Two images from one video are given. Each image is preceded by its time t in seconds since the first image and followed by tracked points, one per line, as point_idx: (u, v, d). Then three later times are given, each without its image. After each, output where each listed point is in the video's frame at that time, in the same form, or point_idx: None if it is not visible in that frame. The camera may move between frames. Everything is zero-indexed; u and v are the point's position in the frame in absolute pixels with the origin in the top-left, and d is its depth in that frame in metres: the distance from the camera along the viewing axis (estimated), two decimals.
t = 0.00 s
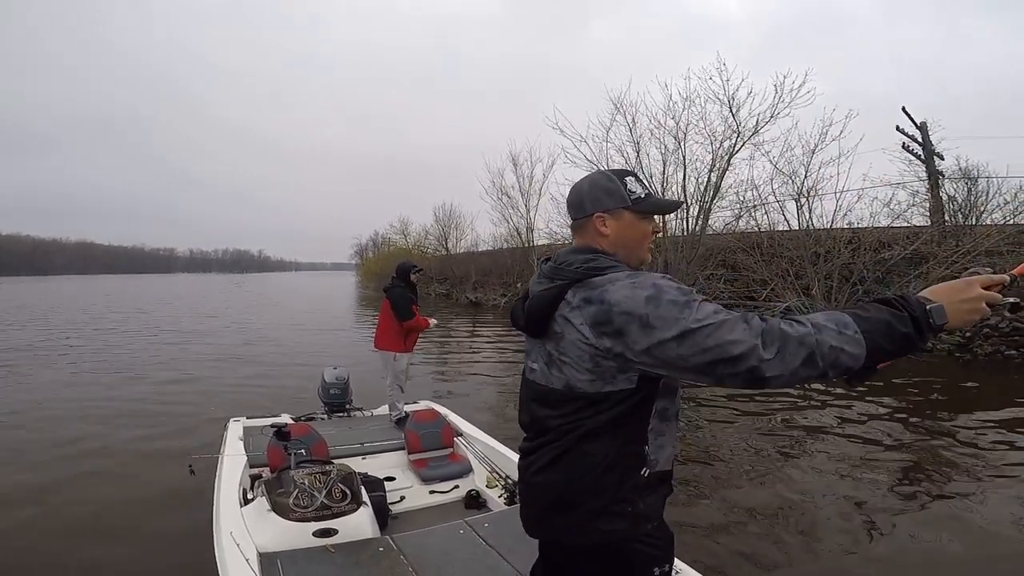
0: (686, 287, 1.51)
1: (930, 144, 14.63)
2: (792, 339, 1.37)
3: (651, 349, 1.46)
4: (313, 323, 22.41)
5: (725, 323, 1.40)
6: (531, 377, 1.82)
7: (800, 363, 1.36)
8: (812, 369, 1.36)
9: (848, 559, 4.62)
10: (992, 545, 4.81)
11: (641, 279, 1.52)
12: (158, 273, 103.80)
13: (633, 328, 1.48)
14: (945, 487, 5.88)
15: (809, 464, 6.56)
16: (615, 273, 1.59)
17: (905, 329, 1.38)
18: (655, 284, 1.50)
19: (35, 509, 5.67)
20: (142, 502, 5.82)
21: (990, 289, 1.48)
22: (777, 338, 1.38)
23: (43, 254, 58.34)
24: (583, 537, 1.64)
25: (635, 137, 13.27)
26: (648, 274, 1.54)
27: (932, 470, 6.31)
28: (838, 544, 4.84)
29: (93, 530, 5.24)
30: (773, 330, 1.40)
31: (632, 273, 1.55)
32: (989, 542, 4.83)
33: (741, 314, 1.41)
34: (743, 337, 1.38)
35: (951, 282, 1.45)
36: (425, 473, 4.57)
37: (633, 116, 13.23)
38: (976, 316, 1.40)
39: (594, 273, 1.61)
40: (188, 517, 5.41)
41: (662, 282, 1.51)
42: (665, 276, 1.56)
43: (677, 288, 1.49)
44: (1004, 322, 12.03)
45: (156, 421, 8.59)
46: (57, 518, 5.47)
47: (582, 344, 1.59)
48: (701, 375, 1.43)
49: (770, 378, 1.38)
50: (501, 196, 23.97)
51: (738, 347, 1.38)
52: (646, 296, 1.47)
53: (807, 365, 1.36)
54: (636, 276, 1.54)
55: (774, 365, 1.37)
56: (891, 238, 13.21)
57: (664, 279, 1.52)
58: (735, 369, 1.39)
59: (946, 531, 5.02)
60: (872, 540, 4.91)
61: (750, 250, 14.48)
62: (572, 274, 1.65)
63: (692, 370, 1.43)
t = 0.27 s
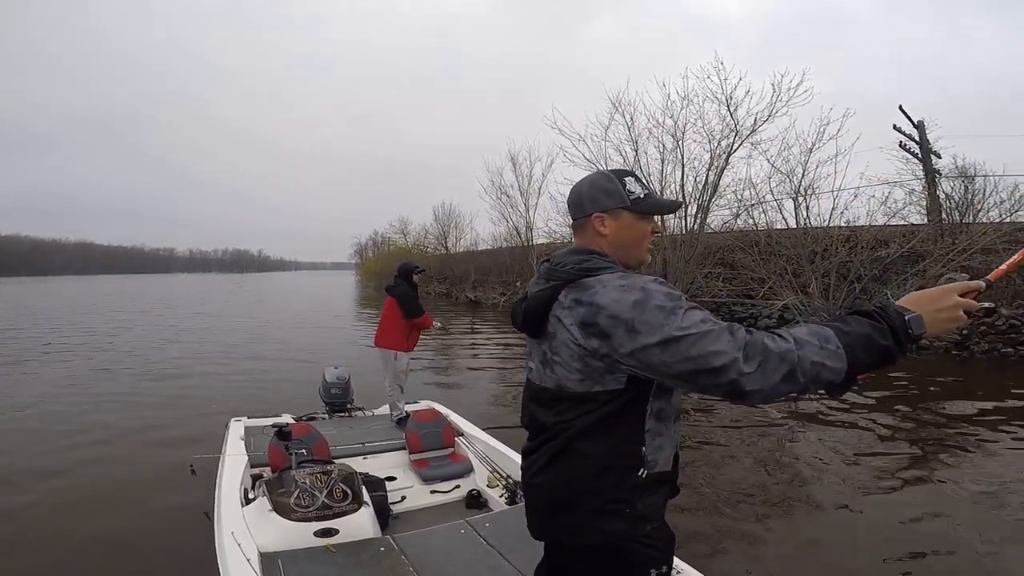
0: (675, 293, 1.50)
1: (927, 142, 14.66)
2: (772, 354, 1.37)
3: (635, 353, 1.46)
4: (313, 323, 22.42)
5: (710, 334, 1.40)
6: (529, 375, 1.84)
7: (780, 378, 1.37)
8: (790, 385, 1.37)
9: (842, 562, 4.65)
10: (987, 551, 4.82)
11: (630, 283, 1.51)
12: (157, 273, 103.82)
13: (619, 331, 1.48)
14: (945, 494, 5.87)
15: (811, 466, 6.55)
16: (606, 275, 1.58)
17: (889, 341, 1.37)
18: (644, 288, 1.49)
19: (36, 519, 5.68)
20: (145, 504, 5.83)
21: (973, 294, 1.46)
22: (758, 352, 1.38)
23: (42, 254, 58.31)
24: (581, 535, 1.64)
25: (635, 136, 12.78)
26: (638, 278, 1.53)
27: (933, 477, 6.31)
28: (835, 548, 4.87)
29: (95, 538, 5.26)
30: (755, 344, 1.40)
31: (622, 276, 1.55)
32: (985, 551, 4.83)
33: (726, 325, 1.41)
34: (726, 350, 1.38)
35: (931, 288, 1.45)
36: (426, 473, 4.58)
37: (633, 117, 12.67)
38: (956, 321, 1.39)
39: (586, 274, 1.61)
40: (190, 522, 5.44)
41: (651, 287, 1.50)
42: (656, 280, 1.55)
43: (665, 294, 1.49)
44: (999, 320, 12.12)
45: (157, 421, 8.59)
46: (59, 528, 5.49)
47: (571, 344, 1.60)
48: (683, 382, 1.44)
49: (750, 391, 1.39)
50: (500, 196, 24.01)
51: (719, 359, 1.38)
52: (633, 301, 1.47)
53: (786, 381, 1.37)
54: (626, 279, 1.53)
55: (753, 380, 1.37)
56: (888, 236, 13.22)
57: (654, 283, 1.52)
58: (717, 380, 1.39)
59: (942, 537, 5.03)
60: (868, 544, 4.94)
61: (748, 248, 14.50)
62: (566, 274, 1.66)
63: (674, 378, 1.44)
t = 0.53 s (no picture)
0: (650, 311, 1.50)
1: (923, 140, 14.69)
2: (718, 397, 1.42)
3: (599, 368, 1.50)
4: (313, 323, 22.42)
5: (669, 365, 1.43)
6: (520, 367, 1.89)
7: (722, 417, 1.43)
8: (731, 423, 1.44)
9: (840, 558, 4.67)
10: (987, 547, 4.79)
11: (606, 298, 1.52)
12: (156, 273, 103.76)
13: (588, 345, 1.53)
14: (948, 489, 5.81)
15: (810, 464, 6.55)
16: (587, 282, 1.59)
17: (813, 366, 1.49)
18: (618, 306, 1.50)
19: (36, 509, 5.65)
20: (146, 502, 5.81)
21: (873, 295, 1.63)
22: (710, 390, 1.42)
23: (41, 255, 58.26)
24: (578, 537, 1.63)
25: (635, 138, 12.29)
26: (616, 292, 1.53)
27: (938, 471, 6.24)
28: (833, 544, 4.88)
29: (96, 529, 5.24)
30: (709, 381, 1.43)
31: (601, 288, 1.55)
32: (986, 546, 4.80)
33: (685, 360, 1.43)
34: (680, 385, 1.41)
35: (839, 296, 1.58)
36: (427, 473, 4.57)
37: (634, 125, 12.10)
38: (865, 325, 1.55)
39: (572, 279, 1.64)
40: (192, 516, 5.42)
41: (626, 304, 1.50)
42: (636, 294, 1.55)
43: (637, 314, 1.49)
44: (995, 318, 12.16)
45: (158, 421, 8.58)
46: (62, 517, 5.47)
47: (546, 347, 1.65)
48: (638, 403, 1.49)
49: (694, 426, 1.44)
50: (499, 195, 24.03)
51: (672, 392, 1.42)
52: (603, 319, 1.49)
53: (727, 420, 1.43)
54: (603, 292, 1.54)
55: (699, 418, 1.43)
56: (884, 235, 13.23)
57: (630, 300, 1.52)
58: (665, 408, 1.44)
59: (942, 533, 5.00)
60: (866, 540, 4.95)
61: (746, 248, 14.53)
62: (552, 279, 1.69)
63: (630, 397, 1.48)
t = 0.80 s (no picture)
0: (620, 326, 1.49)
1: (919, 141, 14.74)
2: (664, 421, 1.41)
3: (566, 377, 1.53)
4: (312, 322, 22.42)
5: (625, 383, 1.42)
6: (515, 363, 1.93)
7: (668, 442, 1.42)
8: (675, 447, 1.44)
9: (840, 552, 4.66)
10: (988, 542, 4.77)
11: (578, 309, 1.53)
12: (154, 273, 103.67)
13: (559, 354, 1.56)
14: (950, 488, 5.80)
15: (810, 462, 6.56)
16: (565, 290, 1.60)
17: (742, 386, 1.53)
18: (588, 318, 1.51)
19: (37, 510, 5.63)
20: (148, 501, 5.81)
21: (783, 297, 1.65)
22: (659, 414, 1.41)
23: (40, 255, 58.19)
24: (574, 541, 1.64)
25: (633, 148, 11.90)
26: (589, 304, 1.53)
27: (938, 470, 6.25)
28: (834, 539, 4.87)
29: (97, 530, 5.22)
30: (660, 405, 1.42)
31: (576, 298, 1.56)
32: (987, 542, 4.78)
33: (642, 377, 1.43)
34: (632, 405, 1.41)
35: (748, 307, 1.60)
36: (429, 473, 4.55)
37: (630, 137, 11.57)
38: (779, 332, 1.58)
39: (555, 284, 1.65)
40: (194, 517, 5.41)
41: (596, 317, 1.50)
42: (611, 306, 1.53)
43: (608, 326, 1.49)
44: (991, 318, 12.24)
45: (158, 421, 8.58)
46: (62, 518, 5.45)
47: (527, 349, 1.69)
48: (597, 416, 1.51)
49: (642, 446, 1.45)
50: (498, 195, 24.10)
51: (623, 411, 1.43)
52: (572, 330, 1.51)
53: (671, 444, 1.43)
54: (578, 302, 1.55)
55: (645, 439, 1.42)
56: (880, 234, 13.23)
57: (602, 312, 1.51)
58: (617, 425, 1.46)
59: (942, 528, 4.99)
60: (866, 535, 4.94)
61: (743, 248, 14.59)
62: (538, 282, 1.71)
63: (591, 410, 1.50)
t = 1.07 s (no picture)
0: (600, 333, 1.48)
1: (915, 141, 14.75)
2: (632, 432, 1.41)
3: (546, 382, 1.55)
4: (311, 322, 22.40)
5: (598, 393, 1.42)
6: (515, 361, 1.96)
7: (634, 454, 1.42)
8: (641, 458, 1.44)
9: (840, 549, 4.67)
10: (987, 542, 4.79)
11: (561, 315, 1.53)
12: (152, 273, 103.46)
13: (542, 357, 1.57)
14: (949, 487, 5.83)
15: (809, 460, 6.56)
16: (552, 294, 1.60)
17: (712, 402, 1.54)
18: (569, 325, 1.51)
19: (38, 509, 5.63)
20: (149, 501, 5.80)
21: (753, 310, 1.68)
22: (627, 427, 1.41)
23: (38, 255, 58.10)
24: (573, 541, 1.64)
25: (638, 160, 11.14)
26: (572, 310, 1.52)
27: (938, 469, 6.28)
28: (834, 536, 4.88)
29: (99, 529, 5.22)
30: (630, 417, 1.41)
31: (561, 303, 1.55)
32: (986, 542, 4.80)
33: (615, 387, 1.43)
34: (601, 416, 1.42)
35: (720, 321, 1.62)
36: (430, 473, 4.55)
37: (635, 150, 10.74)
38: (750, 346, 1.61)
39: (544, 288, 1.66)
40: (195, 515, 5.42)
41: (577, 324, 1.50)
42: (594, 312, 1.52)
43: (587, 333, 1.49)
44: (985, 318, 12.29)
45: (158, 421, 8.57)
46: (63, 517, 5.45)
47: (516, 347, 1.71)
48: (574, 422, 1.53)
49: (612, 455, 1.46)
50: (497, 195, 24.12)
51: (593, 420, 1.44)
52: (553, 335, 1.52)
53: (638, 456, 1.43)
54: (561, 307, 1.54)
55: (613, 450, 1.43)
56: (875, 235, 13.24)
57: (584, 319, 1.50)
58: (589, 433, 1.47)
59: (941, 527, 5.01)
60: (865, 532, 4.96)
61: (741, 248, 14.62)
62: (531, 285, 1.72)
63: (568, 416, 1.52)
